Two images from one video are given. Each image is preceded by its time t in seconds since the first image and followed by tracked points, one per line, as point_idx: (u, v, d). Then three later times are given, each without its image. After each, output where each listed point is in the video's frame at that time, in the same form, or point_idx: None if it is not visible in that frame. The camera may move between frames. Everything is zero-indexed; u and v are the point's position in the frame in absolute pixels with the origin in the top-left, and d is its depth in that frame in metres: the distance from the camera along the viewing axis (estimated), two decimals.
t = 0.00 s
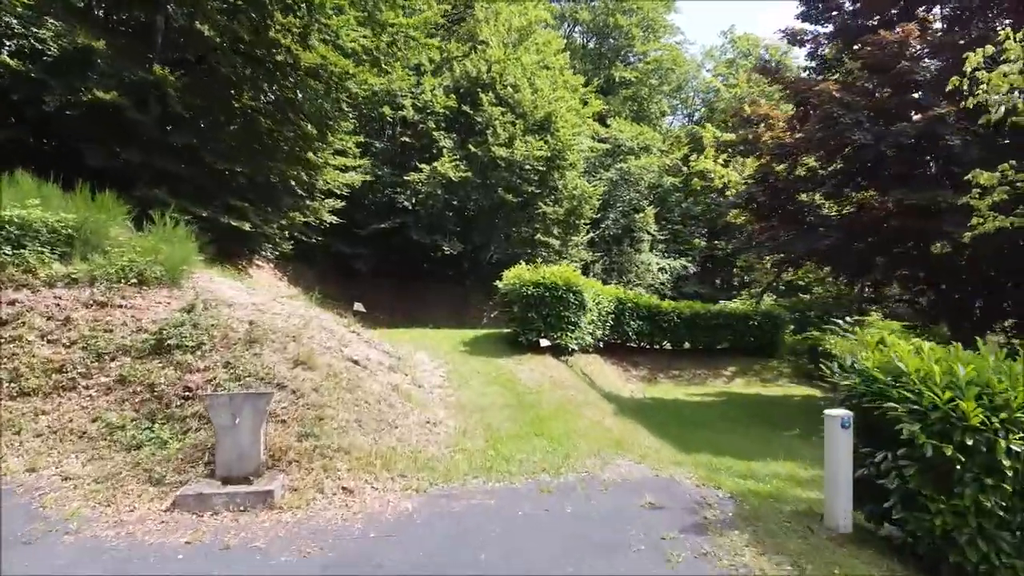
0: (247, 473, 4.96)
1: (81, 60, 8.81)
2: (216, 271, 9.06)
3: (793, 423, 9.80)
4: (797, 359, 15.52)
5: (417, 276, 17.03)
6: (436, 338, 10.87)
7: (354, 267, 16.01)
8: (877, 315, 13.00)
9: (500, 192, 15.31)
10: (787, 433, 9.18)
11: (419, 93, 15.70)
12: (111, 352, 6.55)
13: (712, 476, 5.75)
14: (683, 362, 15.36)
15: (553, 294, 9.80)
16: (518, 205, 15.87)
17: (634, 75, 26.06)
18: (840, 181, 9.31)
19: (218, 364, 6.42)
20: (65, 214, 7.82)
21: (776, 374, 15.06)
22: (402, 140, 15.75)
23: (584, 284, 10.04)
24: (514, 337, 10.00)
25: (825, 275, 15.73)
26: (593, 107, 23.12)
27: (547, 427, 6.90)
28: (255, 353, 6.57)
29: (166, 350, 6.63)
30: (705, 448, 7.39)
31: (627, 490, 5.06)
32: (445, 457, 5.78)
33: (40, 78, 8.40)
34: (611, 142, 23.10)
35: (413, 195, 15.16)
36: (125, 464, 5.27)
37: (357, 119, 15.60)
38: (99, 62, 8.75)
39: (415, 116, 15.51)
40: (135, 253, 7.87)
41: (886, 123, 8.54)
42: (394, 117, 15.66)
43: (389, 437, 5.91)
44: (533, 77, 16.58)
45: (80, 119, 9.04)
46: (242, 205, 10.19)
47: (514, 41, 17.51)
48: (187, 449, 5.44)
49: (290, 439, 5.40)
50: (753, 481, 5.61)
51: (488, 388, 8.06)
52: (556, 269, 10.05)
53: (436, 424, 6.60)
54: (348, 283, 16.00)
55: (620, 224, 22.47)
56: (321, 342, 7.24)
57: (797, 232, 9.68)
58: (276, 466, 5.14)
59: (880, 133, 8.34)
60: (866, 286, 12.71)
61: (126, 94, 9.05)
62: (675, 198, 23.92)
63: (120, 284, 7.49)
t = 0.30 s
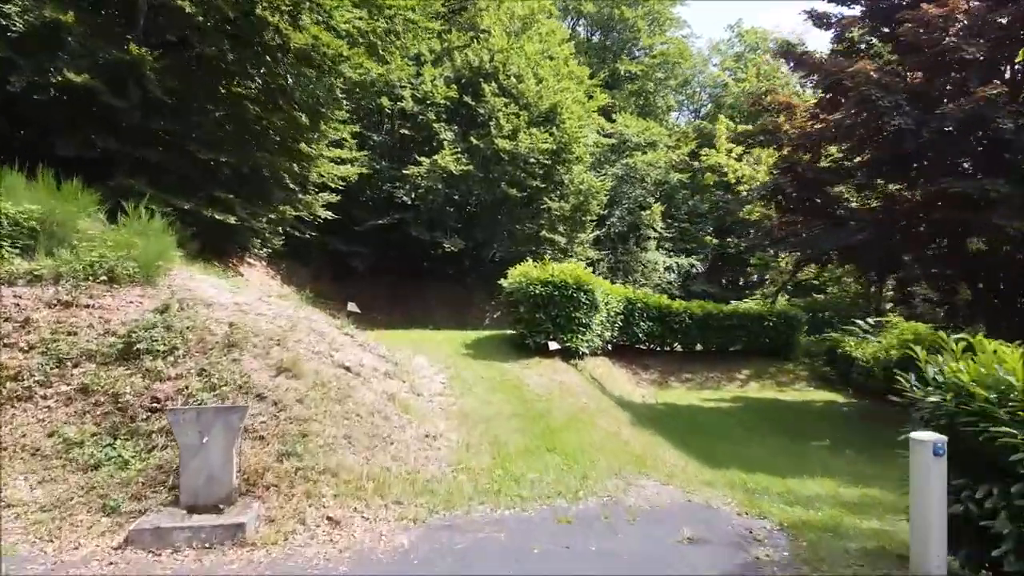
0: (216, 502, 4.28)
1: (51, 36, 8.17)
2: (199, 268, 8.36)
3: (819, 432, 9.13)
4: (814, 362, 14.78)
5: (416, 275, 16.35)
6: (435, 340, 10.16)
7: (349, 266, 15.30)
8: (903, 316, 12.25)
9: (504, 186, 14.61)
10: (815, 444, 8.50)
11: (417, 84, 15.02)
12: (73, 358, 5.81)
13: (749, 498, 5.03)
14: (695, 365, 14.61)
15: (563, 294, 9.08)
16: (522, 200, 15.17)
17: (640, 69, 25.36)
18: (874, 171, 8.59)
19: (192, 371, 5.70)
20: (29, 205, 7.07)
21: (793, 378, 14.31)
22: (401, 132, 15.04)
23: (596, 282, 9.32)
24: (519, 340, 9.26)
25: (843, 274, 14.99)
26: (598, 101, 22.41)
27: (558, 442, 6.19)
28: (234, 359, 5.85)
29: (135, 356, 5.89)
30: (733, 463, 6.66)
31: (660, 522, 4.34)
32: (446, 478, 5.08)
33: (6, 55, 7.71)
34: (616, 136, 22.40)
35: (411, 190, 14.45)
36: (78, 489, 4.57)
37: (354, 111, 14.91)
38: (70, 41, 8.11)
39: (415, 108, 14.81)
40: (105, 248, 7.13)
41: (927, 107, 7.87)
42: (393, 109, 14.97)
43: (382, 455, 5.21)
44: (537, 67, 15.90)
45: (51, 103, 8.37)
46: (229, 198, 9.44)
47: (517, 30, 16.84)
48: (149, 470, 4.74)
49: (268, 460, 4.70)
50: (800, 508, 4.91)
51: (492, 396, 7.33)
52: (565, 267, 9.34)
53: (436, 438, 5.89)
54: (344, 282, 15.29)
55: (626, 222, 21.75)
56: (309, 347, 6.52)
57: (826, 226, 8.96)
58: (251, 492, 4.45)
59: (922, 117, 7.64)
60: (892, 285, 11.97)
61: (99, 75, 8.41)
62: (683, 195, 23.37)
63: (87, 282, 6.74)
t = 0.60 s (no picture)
0: (173, 540, 3.59)
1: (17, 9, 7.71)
2: (175, 265, 7.63)
3: (851, 442, 8.42)
4: (833, 365, 14.05)
5: (415, 273, 15.64)
6: (435, 344, 9.44)
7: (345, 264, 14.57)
8: (932, 317, 11.53)
9: (508, 180, 13.90)
10: (849, 457, 7.78)
11: (417, 74, 14.34)
12: (21, 364, 4.88)
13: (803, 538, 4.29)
14: (709, 369, 13.89)
15: (574, 294, 8.36)
16: (526, 195, 14.46)
17: (646, 62, 24.64)
18: (914, 160, 7.88)
19: (157, 382, 4.97)
20: None
21: (811, 382, 13.59)
22: (400, 124, 14.33)
23: (611, 281, 8.59)
24: (526, 344, 8.52)
25: (864, 273, 14.27)
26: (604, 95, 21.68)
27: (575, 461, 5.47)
28: (206, 368, 5.14)
29: (96, 365, 5.02)
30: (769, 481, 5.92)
31: (705, 565, 3.62)
32: (448, 508, 4.37)
33: None
34: (622, 131, 21.67)
35: (410, 184, 13.72)
36: (13, 524, 3.82)
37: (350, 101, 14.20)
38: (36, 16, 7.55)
39: (413, 98, 14.11)
40: (68, 243, 6.37)
41: (977, 88, 7.15)
42: (391, 100, 14.27)
43: (374, 480, 4.49)
44: (542, 56, 15.20)
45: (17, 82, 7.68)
46: (211, 189, 8.69)
47: (520, 18, 16.14)
48: (98, 501, 4.04)
49: (238, 488, 3.98)
50: (863, 543, 4.20)
51: (498, 406, 6.62)
52: (576, 264, 8.63)
53: (435, 457, 5.18)
54: (339, 282, 14.56)
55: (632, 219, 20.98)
56: (294, 353, 5.81)
57: (861, 220, 8.24)
58: (216, 529, 3.73)
59: (974, 98, 6.93)
60: (921, 283, 11.25)
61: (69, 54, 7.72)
62: (690, 192, 22.66)
63: (46, 280, 5.93)
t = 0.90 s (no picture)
0: None
1: None
2: (150, 261, 6.92)
3: (883, 453, 7.74)
4: (854, 369, 13.36)
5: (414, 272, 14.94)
6: (435, 347, 8.75)
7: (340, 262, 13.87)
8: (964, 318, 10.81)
9: (512, 173, 13.20)
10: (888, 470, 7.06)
11: (416, 62, 13.66)
12: None
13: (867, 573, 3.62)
14: (723, 373, 13.20)
15: (586, 293, 7.67)
16: (531, 189, 13.75)
17: (653, 55, 23.93)
18: (962, 146, 7.17)
19: (111, 395, 4.22)
20: None
21: (832, 388, 12.87)
22: (398, 115, 13.60)
23: (626, 279, 7.90)
24: (534, 348, 7.81)
25: (885, 272, 13.56)
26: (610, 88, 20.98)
27: (594, 486, 4.78)
28: (169, 381, 4.40)
29: (44, 374, 4.22)
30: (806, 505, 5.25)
31: None
32: (452, 547, 3.68)
33: None
34: (629, 125, 20.98)
35: (409, 178, 13.04)
36: None
37: (346, 92, 13.48)
38: None
39: (413, 88, 13.39)
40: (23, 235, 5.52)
41: None
42: (390, 90, 13.55)
43: (363, 514, 3.79)
44: (548, 45, 14.52)
45: None
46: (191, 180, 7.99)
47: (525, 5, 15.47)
48: (25, 544, 3.42)
49: (193, 530, 3.30)
50: None
51: (504, 419, 5.91)
52: (590, 260, 7.94)
53: (435, 482, 4.47)
54: (334, 281, 13.86)
55: (639, 216, 20.24)
56: (273, 362, 5.09)
57: (901, 213, 7.54)
58: None
59: None
60: (953, 282, 10.54)
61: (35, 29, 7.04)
62: (697, 188, 22.21)
63: None
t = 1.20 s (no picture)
0: None
1: None
2: (120, 258, 6.24)
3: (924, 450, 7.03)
4: (877, 374, 12.67)
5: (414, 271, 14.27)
6: (435, 352, 8.05)
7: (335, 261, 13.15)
8: (999, 320, 10.11)
9: (517, 167, 12.54)
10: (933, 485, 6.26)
11: (416, 51, 12.97)
12: None
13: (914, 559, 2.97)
14: (740, 378, 12.49)
15: (601, 294, 6.98)
16: (537, 184, 13.05)
17: (660, 48, 23.22)
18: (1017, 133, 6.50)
19: (53, 414, 3.50)
20: None
21: (854, 394, 12.15)
22: (397, 107, 12.90)
23: (645, 278, 7.20)
24: (544, 354, 7.09)
25: (908, 272, 12.86)
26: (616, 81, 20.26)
27: (622, 520, 4.08)
28: (120, 399, 3.70)
29: None
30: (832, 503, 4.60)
31: None
32: None
33: None
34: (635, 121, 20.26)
35: (407, 172, 12.38)
36: None
37: (342, 82, 12.81)
38: None
39: (412, 78, 12.69)
40: None
41: None
42: (388, 80, 12.83)
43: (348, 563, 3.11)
44: (553, 33, 13.84)
45: None
46: (167, 171, 7.30)
47: None
48: None
49: None
50: None
51: (513, 436, 5.23)
52: (606, 258, 7.25)
53: (435, 517, 3.82)
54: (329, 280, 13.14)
55: (646, 213, 19.45)
56: (248, 375, 4.40)
57: (947, 207, 6.86)
58: None
59: None
60: (989, 283, 9.85)
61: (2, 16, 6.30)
62: (706, 186, 21.47)
63: None
